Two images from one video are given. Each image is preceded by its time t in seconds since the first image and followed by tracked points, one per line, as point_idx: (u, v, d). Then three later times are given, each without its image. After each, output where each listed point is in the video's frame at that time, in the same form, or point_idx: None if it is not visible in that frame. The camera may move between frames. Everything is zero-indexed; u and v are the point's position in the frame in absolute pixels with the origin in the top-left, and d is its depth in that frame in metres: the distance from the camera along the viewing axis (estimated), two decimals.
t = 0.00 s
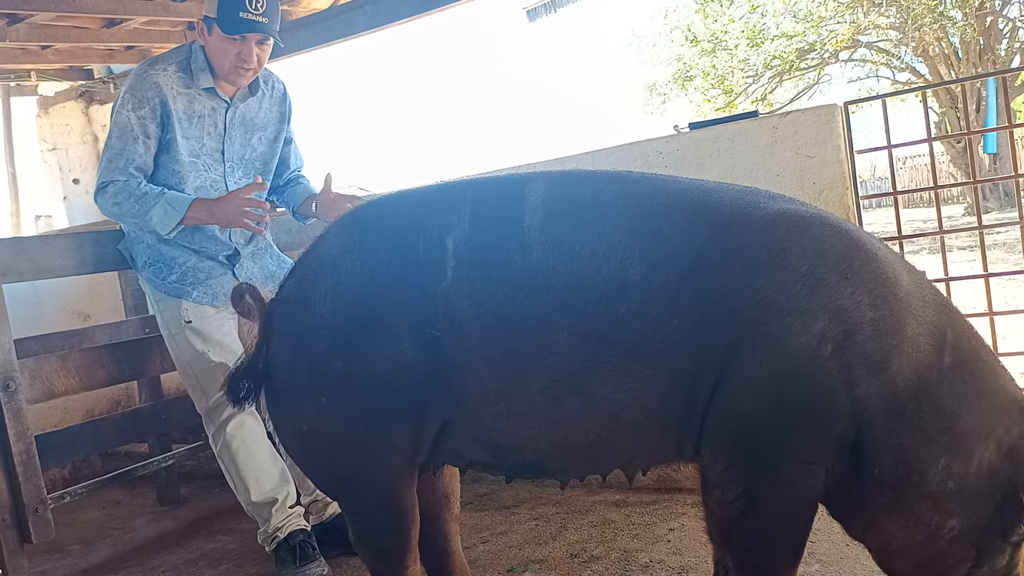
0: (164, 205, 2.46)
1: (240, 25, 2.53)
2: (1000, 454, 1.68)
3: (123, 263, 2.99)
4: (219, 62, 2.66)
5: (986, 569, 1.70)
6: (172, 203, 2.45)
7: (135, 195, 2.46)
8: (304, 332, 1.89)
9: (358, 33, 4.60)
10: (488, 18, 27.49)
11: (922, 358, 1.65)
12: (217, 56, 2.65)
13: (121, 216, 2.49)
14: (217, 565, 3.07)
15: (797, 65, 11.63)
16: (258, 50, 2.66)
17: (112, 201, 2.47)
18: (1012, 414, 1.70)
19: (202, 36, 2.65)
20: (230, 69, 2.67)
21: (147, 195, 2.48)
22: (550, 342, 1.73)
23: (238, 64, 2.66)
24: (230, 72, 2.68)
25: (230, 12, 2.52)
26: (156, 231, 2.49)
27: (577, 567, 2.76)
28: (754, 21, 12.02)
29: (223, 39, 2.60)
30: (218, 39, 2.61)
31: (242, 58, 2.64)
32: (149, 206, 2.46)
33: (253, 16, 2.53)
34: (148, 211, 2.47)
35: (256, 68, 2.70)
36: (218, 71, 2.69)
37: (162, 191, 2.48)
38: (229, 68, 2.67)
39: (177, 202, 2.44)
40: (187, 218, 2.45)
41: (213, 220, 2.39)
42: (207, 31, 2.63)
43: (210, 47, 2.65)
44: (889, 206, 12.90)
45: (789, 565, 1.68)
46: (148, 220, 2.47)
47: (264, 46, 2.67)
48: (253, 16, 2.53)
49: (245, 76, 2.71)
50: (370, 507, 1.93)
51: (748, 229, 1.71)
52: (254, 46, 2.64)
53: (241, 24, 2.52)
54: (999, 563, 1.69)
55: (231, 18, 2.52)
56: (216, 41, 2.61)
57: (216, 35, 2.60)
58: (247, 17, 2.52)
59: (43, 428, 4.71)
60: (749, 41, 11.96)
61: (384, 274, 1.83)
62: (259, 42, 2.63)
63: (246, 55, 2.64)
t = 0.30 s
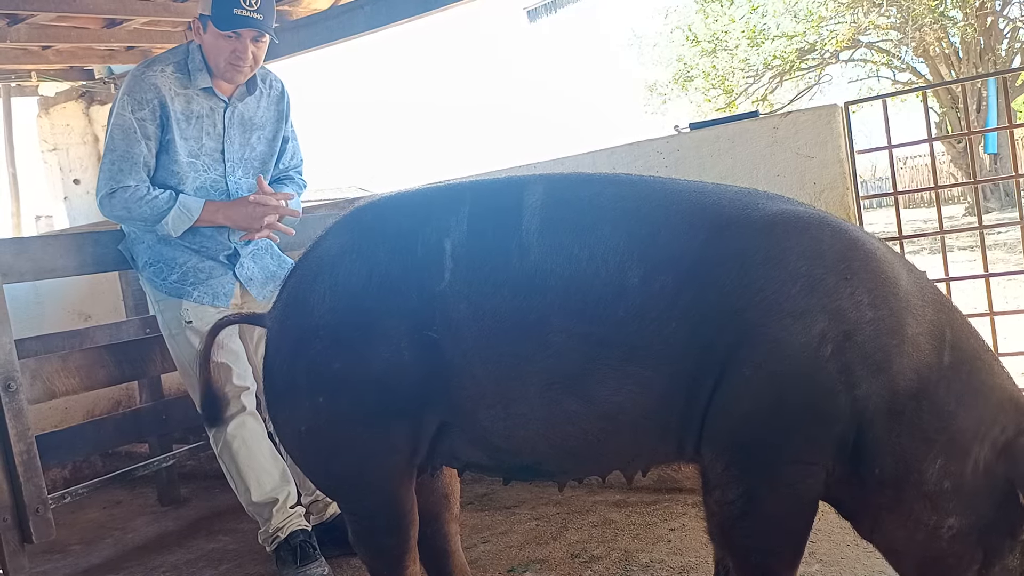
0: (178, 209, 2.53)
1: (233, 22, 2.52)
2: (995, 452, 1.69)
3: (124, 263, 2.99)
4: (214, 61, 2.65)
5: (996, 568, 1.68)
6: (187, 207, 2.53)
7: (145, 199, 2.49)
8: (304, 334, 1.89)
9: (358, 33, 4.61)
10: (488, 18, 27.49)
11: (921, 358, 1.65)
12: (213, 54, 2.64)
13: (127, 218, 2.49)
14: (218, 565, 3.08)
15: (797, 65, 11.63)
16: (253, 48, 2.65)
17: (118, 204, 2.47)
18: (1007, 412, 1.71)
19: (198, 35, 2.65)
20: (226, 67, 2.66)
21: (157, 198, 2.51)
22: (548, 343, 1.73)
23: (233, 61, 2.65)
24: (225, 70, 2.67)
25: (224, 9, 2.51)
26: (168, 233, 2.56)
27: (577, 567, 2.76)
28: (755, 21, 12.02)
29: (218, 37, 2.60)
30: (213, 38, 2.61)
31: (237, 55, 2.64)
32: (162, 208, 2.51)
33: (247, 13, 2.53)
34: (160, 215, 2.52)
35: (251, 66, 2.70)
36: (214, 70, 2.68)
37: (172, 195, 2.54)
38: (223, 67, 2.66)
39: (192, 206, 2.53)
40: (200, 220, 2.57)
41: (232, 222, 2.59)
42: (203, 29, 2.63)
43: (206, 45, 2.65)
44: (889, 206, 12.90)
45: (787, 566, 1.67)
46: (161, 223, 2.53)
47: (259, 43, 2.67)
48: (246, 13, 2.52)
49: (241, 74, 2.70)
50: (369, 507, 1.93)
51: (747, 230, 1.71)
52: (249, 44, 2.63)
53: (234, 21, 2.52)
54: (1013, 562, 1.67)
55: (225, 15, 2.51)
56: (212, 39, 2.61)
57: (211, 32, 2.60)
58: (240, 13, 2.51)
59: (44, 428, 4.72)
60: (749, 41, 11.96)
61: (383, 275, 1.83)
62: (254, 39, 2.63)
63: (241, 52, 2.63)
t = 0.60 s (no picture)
0: (175, 211, 2.54)
1: (230, 21, 2.53)
2: (998, 449, 1.69)
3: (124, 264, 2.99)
4: (212, 60, 2.66)
5: (981, 564, 1.70)
6: (183, 209, 2.54)
7: (141, 200, 2.49)
8: (305, 335, 1.89)
9: (359, 35, 4.61)
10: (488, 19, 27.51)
11: (922, 358, 1.65)
12: (210, 53, 2.65)
13: (123, 219, 2.50)
14: (218, 565, 3.08)
15: (797, 65, 11.65)
16: (250, 46, 2.65)
17: (114, 205, 2.47)
18: (1011, 411, 1.71)
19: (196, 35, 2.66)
20: (224, 66, 2.66)
21: (153, 200, 2.51)
22: (550, 343, 1.74)
23: (231, 61, 2.65)
24: (223, 69, 2.66)
25: (221, 8, 2.52)
26: (164, 235, 2.57)
27: (577, 568, 2.77)
28: (755, 21, 12.02)
29: (216, 36, 2.60)
30: (210, 37, 2.62)
31: (235, 54, 2.64)
32: (159, 210, 2.52)
33: (244, 11, 2.53)
34: (157, 217, 2.53)
35: (249, 65, 2.70)
36: (213, 69, 2.69)
37: (169, 197, 2.54)
38: (221, 65, 2.66)
39: (188, 208, 2.54)
40: (197, 222, 2.58)
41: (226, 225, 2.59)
42: (201, 30, 2.64)
43: (204, 45, 2.66)
44: (889, 207, 12.90)
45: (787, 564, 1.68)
46: (158, 224, 2.54)
47: (256, 42, 2.67)
48: (243, 11, 2.53)
49: (240, 72, 2.70)
50: (370, 507, 1.93)
51: (748, 230, 1.71)
52: (246, 42, 2.64)
53: (231, 19, 2.52)
54: (996, 558, 1.69)
55: (221, 14, 2.52)
56: (209, 38, 2.62)
57: (209, 31, 2.60)
58: (237, 12, 2.52)
59: (44, 429, 4.73)
60: (749, 41, 11.97)
61: (385, 276, 1.84)
62: (251, 37, 2.64)
63: (239, 51, 2.64)
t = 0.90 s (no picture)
0: (177, 210, 2.52)
1: (232, 18, 2.53)
2: (1001, 453, 1.69)
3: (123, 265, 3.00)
4: (214, 59, 2.66)
5: (1001, 569, 1.68)
6: (186, 208, 2.52)
7: (145, 201, 2.49)
8: (307, 336, 1.89)
9: (359, 35, 4.61)
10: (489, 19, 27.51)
11: (923, 358, 1.65)
12: (212, 52, 2.65)
13: (127, 220, 2.51)
14: (218, 566, 3.08)
15: (797, 66, 11.65)
16: (252, 44, 2.66)
17: (118, 206, 2.48)
18: (1012, 414, 1.71)
19: (197, 35, 2.66)
20: (226, 65, 2.66)
21: (156, 200, 2.51)
22: (551, 345, 1.74)
23: (234, 59, 2.65)
24: (226, 67, 2.67)
25: (222, 5, 2.52)
26: (167, 235, 2.55)
27: (577, 568, 2.77)
28: (756, 21, 11.99)
29: (217, 34, 2.61)
30: (212, 35, 2.62)
31: (237, 52, 2.64)
32: (161, 210, 2.52)
33: (246, 8, 2.53)
34: (159, 217, 2.52)
35: (251, 63, 2.70)
36: (214, 69, 2.69)
37: (171, 197, 2.54)
38: (224, 64, 2.66)
39: (191, 208, 2.52)
40: (199, 222, 2.55)
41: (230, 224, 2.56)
42: (202, 29, 2.64)
43: (205, 45, 2.66)
44: (889, 207, 12.90)
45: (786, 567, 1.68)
46: (161, 224, 2.53)
47: (259, 39, 2.67)
48: (245, 8, 2.53)
49: (241, 71, 2.71)
50: (369, 507, 1.93)
51: (748, 231, 1.71)
52: (248, 39, 2.64)
53: (233, 16, 2.53)
54: (1017, 562, 1.66)
55: (223, 11, 2.52)
56: (211, 37, 2.62)
57: (211, 30, 2.61)
58: (239, 9, 2.52)
59: (45, 430, 4.73)
60: (749, 41, 11.96)
61: (386, 277, 1.83)
62: (254, 34, 2.64)
63: (241, 49, 2.64)
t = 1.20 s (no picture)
0: (147, 200, 2.42)
1: (244, 14, 2.56)
2: (1003, 450, 1.68)
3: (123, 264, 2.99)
4: (223, 56, 2.66)
5: (984, 563, 1.70)
6: (155, 199, 2.41)
7: (122, 188, 2.44)
8: (308, 334, 1.89)
9: (360, 35, 4.61)
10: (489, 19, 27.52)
11: (923, 358, 1.65)
12: (221, 49, 2.65)
13: (109, 210, 2.46)
14: (219, 565, 3.08)
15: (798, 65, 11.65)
16: (262, 41, 2.68)
17: (101, 194, 2.46)
18: (1014, 411, 1.71)
19: (205, 32, 2.66)
20: (236, 62, 2.67)
21: (132, 189, 2.44)
22: (552, 344, 1.74)
23: (244, 55, 2.67)
24: (236, 64, 2.68)
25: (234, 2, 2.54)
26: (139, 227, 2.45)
27: (577, 568, 2.77)
28: (756, 21, 12.00)
29: (227, 31, 2.61)
30: (222, 32, 2.62)
31: (248, 49, 2.66)
32: (134, 200, 2.43)
33: (257, 5, 2.55)
34: (133, 207, 2.44)
35: (260, 60, 2.72)
36: (223, 66, 2.69)
37: (147, 187, 2.45)
38: (234, 61, 2.67)
39: (159, 200, 2.41)
40: (170, 216, 2.41)
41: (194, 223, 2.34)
42: (210, 27, 2.64)
43: (213, 42, 2.66)
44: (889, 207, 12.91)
45: (786, 566, 1.68)
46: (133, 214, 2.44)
47: (267, 36, 2.70)
48: (257, 5, 2.56)
49: (250, 69, 2.72)
50: (370, 507, 1.93)
51: (750, 231, 1.71)
52: (259, 36, 2.66)
53: (246, 13, 2.55)
54: (999, 556, 1.70)
55: (235, 8, 2.54)
56: (220, 34, 2.62)
57: (220, 26, 2.61)
58: (250, 6, 2.54)
59: (45, 429, 4.73)
60: (750, 41, 11.97)
61: (387, 276, 1.84)
62: (263, 31, 2.66)
63: (252, 45, 2.66)
